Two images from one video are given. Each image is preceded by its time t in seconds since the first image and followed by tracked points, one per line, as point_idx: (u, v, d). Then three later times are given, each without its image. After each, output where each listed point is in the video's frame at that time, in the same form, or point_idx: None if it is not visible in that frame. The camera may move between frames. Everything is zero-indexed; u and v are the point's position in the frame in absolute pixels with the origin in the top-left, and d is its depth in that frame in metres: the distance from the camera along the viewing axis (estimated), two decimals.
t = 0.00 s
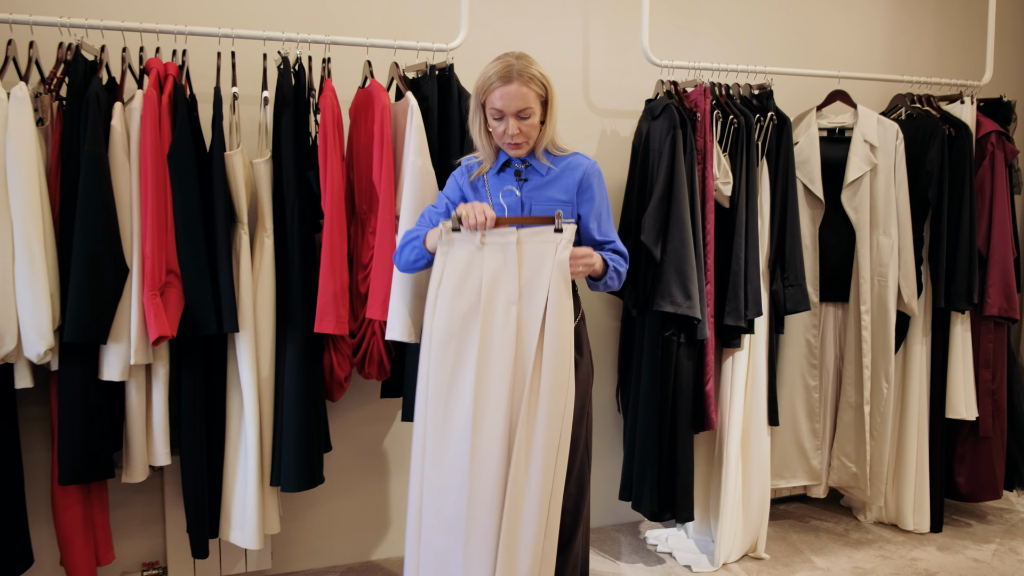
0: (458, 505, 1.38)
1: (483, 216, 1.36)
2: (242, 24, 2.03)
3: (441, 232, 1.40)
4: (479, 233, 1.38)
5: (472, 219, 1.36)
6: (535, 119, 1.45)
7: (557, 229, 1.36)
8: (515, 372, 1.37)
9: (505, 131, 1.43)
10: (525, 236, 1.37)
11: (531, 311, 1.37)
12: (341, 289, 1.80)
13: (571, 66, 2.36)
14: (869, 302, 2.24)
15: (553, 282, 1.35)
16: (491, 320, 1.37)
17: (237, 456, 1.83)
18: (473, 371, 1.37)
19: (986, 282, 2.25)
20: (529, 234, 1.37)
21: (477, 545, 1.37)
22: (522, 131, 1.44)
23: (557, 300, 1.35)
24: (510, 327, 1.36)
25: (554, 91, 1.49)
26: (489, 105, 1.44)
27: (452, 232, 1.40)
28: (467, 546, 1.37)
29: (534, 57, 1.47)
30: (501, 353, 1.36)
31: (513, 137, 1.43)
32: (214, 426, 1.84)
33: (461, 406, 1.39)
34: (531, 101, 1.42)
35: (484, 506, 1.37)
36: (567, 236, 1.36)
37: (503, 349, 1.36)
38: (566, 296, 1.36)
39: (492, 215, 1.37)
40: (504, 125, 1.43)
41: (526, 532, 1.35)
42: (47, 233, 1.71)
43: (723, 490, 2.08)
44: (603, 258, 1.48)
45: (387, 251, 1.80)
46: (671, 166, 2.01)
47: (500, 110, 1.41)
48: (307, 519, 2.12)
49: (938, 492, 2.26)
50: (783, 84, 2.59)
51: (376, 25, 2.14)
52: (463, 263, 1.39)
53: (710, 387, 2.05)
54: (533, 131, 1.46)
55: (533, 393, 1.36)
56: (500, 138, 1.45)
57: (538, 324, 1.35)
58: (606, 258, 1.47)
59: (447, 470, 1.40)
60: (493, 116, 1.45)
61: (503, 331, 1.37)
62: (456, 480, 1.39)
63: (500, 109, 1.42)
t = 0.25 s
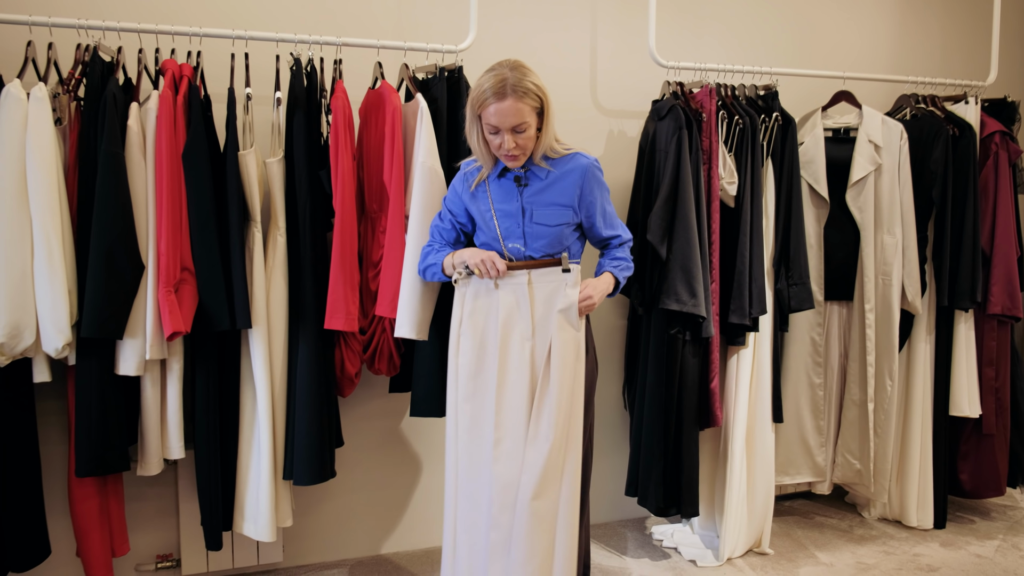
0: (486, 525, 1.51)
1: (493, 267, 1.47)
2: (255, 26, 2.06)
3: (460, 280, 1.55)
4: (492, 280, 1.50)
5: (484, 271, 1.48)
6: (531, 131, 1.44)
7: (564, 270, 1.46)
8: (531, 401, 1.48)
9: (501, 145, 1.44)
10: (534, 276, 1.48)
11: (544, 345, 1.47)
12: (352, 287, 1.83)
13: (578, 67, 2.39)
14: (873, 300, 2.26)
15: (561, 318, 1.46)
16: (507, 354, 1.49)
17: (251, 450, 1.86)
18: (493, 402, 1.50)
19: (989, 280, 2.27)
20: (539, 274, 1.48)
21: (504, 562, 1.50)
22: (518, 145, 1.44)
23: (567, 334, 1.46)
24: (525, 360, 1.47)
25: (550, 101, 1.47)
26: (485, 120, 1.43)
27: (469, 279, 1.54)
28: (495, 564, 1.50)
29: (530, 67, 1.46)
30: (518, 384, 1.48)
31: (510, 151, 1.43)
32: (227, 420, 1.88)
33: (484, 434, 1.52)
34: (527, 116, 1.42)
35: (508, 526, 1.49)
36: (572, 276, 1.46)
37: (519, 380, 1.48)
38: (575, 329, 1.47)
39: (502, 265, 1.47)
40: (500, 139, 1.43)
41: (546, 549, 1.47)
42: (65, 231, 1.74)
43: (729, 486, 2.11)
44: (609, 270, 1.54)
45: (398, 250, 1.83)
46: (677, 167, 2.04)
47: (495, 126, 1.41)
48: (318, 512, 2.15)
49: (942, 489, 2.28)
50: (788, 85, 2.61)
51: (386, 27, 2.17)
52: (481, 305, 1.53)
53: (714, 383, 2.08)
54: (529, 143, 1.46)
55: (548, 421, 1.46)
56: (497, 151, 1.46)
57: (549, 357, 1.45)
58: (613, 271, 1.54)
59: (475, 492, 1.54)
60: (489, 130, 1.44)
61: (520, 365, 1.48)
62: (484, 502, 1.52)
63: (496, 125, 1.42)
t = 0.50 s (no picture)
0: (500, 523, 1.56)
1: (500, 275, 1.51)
2: (264, 29, 2.10)
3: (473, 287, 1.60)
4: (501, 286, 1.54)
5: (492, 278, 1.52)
6: (528, 140, 1.47)
7: (569, 276, 1.52)
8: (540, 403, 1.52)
9: (498, 155, 1.47)
10: (541, 281, 1.52)
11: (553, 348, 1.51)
12: (358, 286, 1.86)
13: (582, 70, 2.43)
14: (872, 301, 2.29)
15: (568, 321, 1.51)
16: (517, 358, 1.53)
17: (259, 445, 1.90)
18: (505, 405, 1.53)
19: (987, 282, 2.30)
20: (544, 280, 1.52)
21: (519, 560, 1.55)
22: (515, 154, 1.47)
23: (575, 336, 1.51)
24: (535, 364, 1.51)
25: (547, 109, 1.49)
26: (482, 131, 1.46)
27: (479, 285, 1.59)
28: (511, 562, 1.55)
29: (527, 75, 1.48)
30: (528, 386, 1.52)
31: (507, 160, 1.47)
32: (235, 416, 1.91)
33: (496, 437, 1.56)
34: (523, 126, 1.44)
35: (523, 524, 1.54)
36: (579, 282, 1.52)
37: (530, 383, 1.52)
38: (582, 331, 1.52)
39: (509, 274, 1.51)
40: (497, 149, 1.46)
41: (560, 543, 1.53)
42: (78, 230, 1.78)
43: (729, 485, 2.14)
44: (616, 268, 1.59)
45: (402, 250, 1.87)
46: (678, 169, 2.07)
47: (492, 136, 1.44)
48: (323, 508, 2.19)
49: (940, 488, 2.30)
50: (789, 88, 2.64)
51: (392, 30, 2.21)
52: (489, 309, 1.56)
53: (714, 382, 2.11)
54: (526, 151, 1.49)
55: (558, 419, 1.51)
56: (495, 160, 1.49)
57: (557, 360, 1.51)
58: (621, 268, 1.59)
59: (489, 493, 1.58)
60: (486, 140, 1.47)
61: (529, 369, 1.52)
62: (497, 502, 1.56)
63: (492, 135, 1.45)
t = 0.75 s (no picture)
0: (496, 518, 1.60)
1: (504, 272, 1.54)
2: (267, 30, 2.13)
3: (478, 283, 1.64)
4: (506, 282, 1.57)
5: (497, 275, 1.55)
6: (531, 138, 1.50)
7: (571, 273, 1.55)
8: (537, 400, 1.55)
9: (502, 152, 1.49)
10: (543, 278, 1.54)
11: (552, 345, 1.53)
12: (361, 283, 1.89)
13: (581, 70, 2.45)
14: (868, 297, 2.31)
15: (567, 319, 1.53)
16: (516, 354, 1.55)
17: (263, 440, 1.92)
18: (503, 401, 1.56)
19: (983, 279, 2.32)
20: (546, 276, 1.55)
21: (515, 553, 1.58)
22: (518, 151, 1.50)
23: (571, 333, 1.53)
24: (533, 360, 1.53)
25: (549, 107, 1.52)
26: (486, 128, 1.49)
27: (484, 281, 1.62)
28: (507, 555, 1.59)
29: (530, 75, 1.50)
30: (526, 383, 1.54)
31: (510, 157, 1.50)
32: (240, 411, 1.94)
33: (494, 432, 1.59)
34: (526, 124, 1.47)
35: (520, 518, 1.57)
36: (579, 280, 1.55)
37: (528, 380, 1.54)
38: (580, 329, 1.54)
39: (513, 271, 1.53)
40: (501, 147, 1.49)
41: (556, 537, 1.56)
42: (85, 228, 1.81)
43: (727, 479, 2.17)
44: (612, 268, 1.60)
45: (404, 247, 1.89)
46: (676, 168, 2.10)
47: (496, 134, 1.47)
48: (326, 502, 2.22)
49: (937, 483, 2.33)
50: (787, 87, 2.67)
51: (395, 29, 2.24)
52: (491, 305, 1.59)
53: (712, 378, 2.14)
54: (529, 148, 1.51)
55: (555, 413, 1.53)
56: (498, 157, 1.52)
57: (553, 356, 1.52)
58: (617, 269, 1.60)
59: (488, 487, 1.61)
60: (490, 137, 1.50)
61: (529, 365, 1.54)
62: (495, 496, 1.59)
63: (497, 133, 1.48)
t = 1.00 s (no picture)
0: (494, 514, 1.61)
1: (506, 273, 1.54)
2: (263, 31, 2.15)
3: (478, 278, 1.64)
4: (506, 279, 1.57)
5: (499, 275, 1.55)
6: (536, 119, 1.55)
7: (570, 272, 1.54)
8: (535, 397, 1.56)
9: (507, 129, 1.53)
10: (542, 276, 1.55)
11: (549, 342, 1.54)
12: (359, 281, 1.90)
13: (576, 68, 2.47)
14: (862, 291, 2.34)
15: (565, 317, 1.54)
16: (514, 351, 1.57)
17: (263, 437, 1.94)
18: (501, 398, 1.57)
19: (975, 271, 2.35)
20: (547, 275, 1.55)
21: (512, 549, 1.59)
22: (523, 131, 1.54)
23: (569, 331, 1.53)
24: (531, 358, 1.55)
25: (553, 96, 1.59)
26: (493, 106, 1.53)
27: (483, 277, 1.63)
28: (505, 551, 1.60)
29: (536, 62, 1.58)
30: (524, 380, 1.56)
31: (516, 136, 1.53)
32: (240, 409, 1.96)
33: (492, 429, 1.60)
34: (534, 103, 1.53)
35: (517, 516, 1.59)
36: (581, 279, 1.54)
37: (526, 378, 1.55)
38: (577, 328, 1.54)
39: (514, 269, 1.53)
40: (507, 124, 1.53)
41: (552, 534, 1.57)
42: (85, 229, 1.83)
43: (722, 472, 2.20)
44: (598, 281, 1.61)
45: (401, 245, 1.92)
46: (669, 165, 2.12)
47: (504, 110, 1.51)
48: (326, 498, 2.24)
49: (931, 474, 2.35)
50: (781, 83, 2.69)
51: (390, 29, 2.26)
52: (490, 302, 1.61)
53: (707, 372, 2.16)
54: (533, 130, 1.56)
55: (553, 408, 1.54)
56: (503, 136, 1.55)
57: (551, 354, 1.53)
58: (601, 281, 1.60)
59: (486, 483, 1.63)
60: (496, 116, 1.54)
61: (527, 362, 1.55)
62: (493, 493, 1.61)
63: (504, 109, 1.52)
